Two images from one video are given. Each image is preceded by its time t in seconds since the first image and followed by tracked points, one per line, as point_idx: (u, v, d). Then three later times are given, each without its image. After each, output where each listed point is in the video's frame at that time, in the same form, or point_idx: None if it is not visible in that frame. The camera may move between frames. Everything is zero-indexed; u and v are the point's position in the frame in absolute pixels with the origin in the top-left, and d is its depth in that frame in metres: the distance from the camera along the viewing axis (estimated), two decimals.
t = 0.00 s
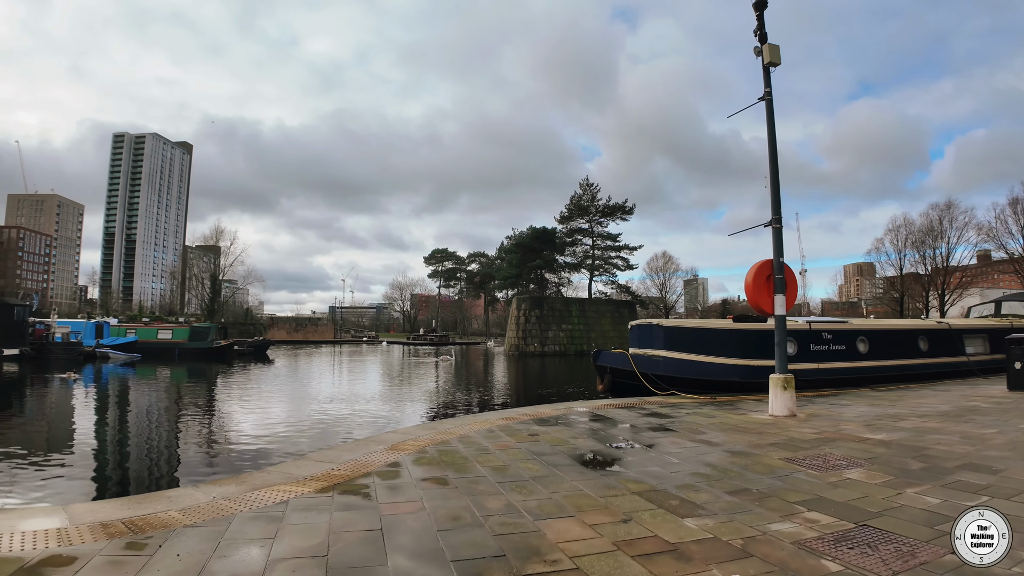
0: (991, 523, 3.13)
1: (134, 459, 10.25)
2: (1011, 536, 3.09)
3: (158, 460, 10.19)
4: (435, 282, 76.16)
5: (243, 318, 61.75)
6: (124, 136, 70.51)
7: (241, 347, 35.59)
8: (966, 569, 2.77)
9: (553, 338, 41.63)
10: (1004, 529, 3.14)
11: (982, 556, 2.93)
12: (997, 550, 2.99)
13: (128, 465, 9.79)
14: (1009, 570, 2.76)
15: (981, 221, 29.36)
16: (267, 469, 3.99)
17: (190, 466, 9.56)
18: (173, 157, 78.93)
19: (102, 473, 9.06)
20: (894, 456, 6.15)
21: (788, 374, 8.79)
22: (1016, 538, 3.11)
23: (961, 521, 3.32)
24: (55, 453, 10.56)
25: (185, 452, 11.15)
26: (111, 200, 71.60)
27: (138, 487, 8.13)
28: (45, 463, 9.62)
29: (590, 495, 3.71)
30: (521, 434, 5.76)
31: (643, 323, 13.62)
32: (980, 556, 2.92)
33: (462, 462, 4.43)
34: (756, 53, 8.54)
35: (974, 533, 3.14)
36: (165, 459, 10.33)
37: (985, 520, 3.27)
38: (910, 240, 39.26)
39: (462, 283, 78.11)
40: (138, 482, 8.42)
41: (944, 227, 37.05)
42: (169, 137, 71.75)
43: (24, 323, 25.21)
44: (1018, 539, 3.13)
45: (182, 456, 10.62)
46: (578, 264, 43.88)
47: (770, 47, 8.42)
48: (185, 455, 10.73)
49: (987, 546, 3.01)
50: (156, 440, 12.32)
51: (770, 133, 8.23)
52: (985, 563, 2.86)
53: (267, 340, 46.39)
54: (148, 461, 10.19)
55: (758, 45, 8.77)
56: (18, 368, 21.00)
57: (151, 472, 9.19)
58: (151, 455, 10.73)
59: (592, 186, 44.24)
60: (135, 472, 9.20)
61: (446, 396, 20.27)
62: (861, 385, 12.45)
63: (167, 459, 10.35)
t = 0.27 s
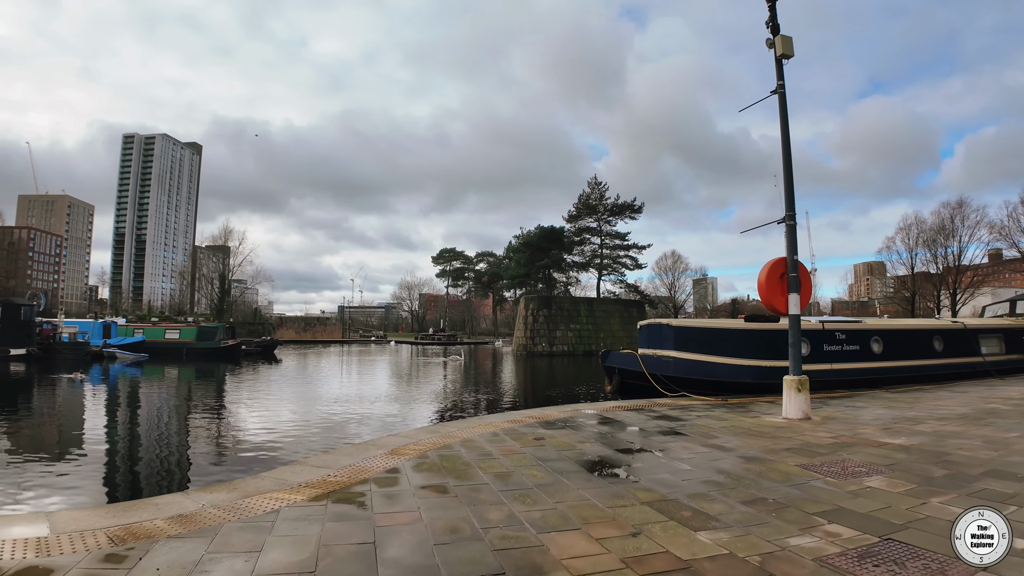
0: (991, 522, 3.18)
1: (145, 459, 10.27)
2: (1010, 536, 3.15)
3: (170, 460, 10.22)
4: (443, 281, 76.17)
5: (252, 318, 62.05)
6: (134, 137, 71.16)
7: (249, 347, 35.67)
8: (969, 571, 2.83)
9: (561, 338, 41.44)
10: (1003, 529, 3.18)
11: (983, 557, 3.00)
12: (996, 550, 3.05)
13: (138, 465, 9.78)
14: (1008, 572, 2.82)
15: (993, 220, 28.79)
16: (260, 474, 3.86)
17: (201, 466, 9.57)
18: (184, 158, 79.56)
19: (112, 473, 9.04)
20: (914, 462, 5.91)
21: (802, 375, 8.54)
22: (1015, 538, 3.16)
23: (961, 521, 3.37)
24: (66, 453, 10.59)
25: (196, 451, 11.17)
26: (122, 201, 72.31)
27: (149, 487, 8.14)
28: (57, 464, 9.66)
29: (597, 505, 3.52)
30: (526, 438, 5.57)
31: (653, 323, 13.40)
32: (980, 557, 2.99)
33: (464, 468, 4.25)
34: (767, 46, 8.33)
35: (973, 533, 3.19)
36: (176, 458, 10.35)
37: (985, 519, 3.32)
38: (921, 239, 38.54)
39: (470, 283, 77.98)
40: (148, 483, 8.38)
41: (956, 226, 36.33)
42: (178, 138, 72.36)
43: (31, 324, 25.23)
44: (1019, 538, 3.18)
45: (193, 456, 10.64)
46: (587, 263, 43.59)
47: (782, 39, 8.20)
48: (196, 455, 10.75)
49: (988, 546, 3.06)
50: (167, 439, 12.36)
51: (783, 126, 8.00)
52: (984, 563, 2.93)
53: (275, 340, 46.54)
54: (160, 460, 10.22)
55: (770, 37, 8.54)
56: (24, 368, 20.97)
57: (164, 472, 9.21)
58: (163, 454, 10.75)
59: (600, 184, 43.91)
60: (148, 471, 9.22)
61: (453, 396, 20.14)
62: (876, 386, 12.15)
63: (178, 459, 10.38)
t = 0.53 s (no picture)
0: (991, 523, 3.25)
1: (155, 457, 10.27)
2: (1011, 536, 3.20)
3: (180, 458, 10.21)
4: (452, 280, 76.09)
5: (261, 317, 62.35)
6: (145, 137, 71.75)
7: (258, 346, 35.73)
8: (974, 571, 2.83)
9: (570, 337, 41.15)
10: (1003, 529, 3.25)
11: (982, 554, 3.04)
12: (996, 549, 3.08)
13: (149, 463, 9.74)
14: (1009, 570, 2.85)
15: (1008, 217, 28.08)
16: (256, 477, 3.70)
17: (212, 464, 9.55)
18: (194, 158, 80.10)
19: (124, 472, 9.01)
20: (942, 465, 5.62)
21: (821, 375, 8.31)
22: (1015, 537, 3.22)
23: (962, 522, 3.43)
24: (79, 451, 10.59)
25: (205, 449, 11.15)
26: (133, 201, 72.97)
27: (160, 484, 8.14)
28: (69, 462, 9.68)
29: (609, 513, 3.32)
30: (535, 440, 5.37)
31: (664, 322, 13.15)
32: (981, 557, 3.00)
33: (470, 471, 4.06)
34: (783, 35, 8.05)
35: (974, 533, 3.23)
36: (186, 456, 10.35)
37: (985, 521, 3.39)
38: (934, 237, 37.72)
39: (479, 282, 77.82)
40: (159, 481, 8.33)
41: (970, 224, 35.55)
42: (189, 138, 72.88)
43: (38, 323, 25.40)
44: (1021, 541, 3.20)
45: (203, 454, 10.64)
46: (596, 262, 43.22)
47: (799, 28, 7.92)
48: (206, 453, 10.72)
49: (988, 546, 3.08)
50: (177, 437, 12.37)
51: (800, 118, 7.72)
52: (984, 563, 2.95)
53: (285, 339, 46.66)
54: (170, 458, 10.21)
55: (786, 26, 8.26)
56: (34, 367, 21.00)
57: (174, 470, 9.19)
58: (173, 452, 10.74)
59: (610, 182, 43.50)
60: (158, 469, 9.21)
61: (462, 395, 20.02)
62: (893, 385, 11.82)
63: (188, 456, 10.36)
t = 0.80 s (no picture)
0: (990, 523, 3.26)
1: (164, 455, 10.26)
2: (1010, 536, 3.22)
3: (188, 456, 10.19)
4: (459, 280, 76.01)
5: (269, 317, 62.59)
6: (154, 138, 72.31)
7: (265, 345, 35.77)
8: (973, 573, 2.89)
9: (578, 337, 40.90)
10: (1003, 530, 3.25)
11: (982, 557, 3.07)
12: (996, 550, 3.12)
13: (159, 462, 9.70)
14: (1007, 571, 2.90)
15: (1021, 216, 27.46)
16: (249, 488, 3.50)
17: (220, 462, 9.52)
18: (204, 159, 80.64)
19: (134, 471, 8.98)
20: (971, 474, 5.32)
21: (839, 377, 8.05)
22: (1015, 537, 3.24)
23: (962, 521, 3.43)
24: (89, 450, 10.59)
25: (213, 448, 11.13)
26: (143, 201, 73.57)
27: (168, 482, 8.11)
28: (80, 460, 9.69)
29: (622, 529, 3.12)
30: (544, 447, 5.15)
31: (675, 322, 12.87)
32: (981, 557, 3.06)
33: (475, 482, 3.86)
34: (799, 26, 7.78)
35: (974, 533, 3.26)
36: (194, 455, 10.33)
37: (984, 519, 3.39)
38: (944, 236, 36.98)
39: (487, 281, 77.67)
40: (168, 480, 8.26)
41: (981, 222, 34.87)
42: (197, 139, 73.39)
43: (43, 322, 25.11)
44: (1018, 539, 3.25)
45: (211, 452, 10.61)
46: (603, 261, 42.93)
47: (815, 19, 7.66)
48: (214, 451, 10.69)
49: (988, 546, 3.13)
50: (186, 436, 12.37)
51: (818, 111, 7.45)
52: (985, 563, 3.00)
53: (293, 338, 46.77)
54: (178, 457, 10.19)
55: (802, 17, 7.99)
56: (40, 367, 21.06)
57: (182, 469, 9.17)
58: (181, 451, 10.72)
59: (618, 181, 43.18)
60: (166, 468, 9.19)
61: (469, 395, 19.88)
62: (910, 388, 11.48)
63: (197, 455, 10.34)
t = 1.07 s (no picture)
0: (990, 523, 3.23)
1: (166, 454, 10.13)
2: (1010, 537, 3.19)
3: (191, 454, 10.06)
4: (463, 278, 75.79)
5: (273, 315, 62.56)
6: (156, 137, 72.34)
7: (267, 344, 35.65)
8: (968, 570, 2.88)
9: (582, 335, 40.64)
10: (1003, 529, 3.23)
11: (980, 556, 3.05)
12: (995, 549, 3.09)
13: (161, 460, 9.57)
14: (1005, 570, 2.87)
15: None
16: (239, 491, 3.29)
17: (222, 461, 9.40)
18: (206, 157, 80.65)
19: (137, 469, 8.86)
20: (997, 477, 5.09)
21: (853, 377, 7.83)
22: (1014, 538, 3.21)
23: (961, 522, 3.42)
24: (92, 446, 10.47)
25: (216, 446, 11.00)
26: (146, 200, 73.59)
27: (170, 481, 7.97)
28: (83, 456, 9.58)
29: (636, 540, 2.92)
30: (549, 449, 4.93)
31: (682, 320, 12.64)
32: (980, 556, 3.03)
33: (478, 488, 3.63)
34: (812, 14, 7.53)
35: (973, 533, 3.23)
36: (198, 453, 10.21)
37: (984, 520, 3.37)
38: (949, 235, 36.51)
39: (490, 280, 77.43)
40: (170, 479, 8.14)
41: (986, 220, 34.42)
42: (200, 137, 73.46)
43: (43, 320, 25.15)
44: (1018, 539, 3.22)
45: (214, 451, 10.48)
46: (608, 259, 42.62)
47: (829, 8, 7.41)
48: (216, 450, 10.55)
49: (987, 546, 3.10)
50: (189, 434, 12.24)
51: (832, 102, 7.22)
52: (983, 563, 2.97)
53: (296, 337, 46.66)
54: (181, 455, 10.07)
55: (815, 5, 7.74)
56: (39, 367, 20.95)
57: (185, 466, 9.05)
58: (184, 449, 10.59)
59: (622, 178, 42.88)
60: (169, 467, 9.07)
61: (472, 394, 19.68)
62: (921, 387, 11.23)
63: (199, 454, 10.21)
